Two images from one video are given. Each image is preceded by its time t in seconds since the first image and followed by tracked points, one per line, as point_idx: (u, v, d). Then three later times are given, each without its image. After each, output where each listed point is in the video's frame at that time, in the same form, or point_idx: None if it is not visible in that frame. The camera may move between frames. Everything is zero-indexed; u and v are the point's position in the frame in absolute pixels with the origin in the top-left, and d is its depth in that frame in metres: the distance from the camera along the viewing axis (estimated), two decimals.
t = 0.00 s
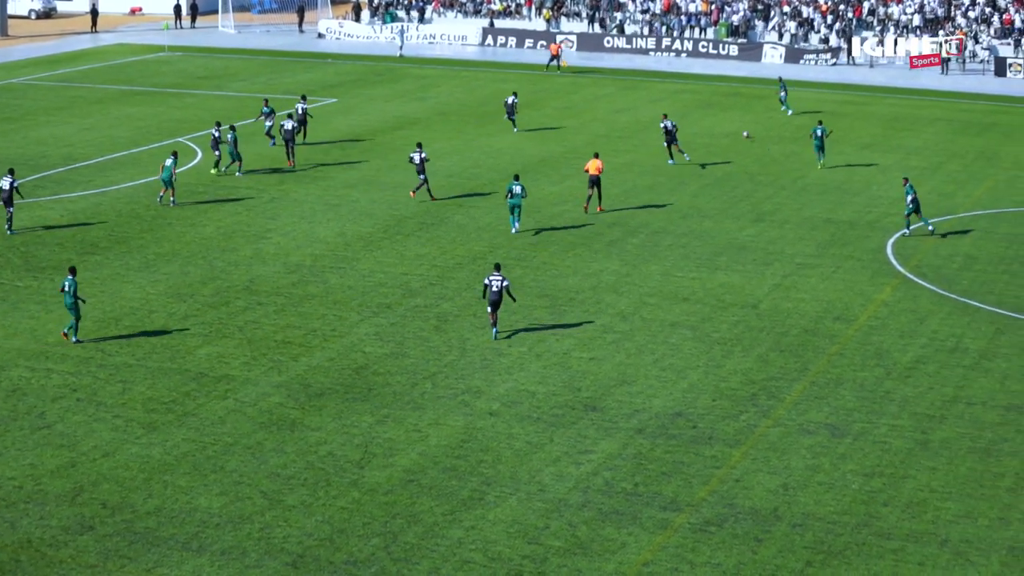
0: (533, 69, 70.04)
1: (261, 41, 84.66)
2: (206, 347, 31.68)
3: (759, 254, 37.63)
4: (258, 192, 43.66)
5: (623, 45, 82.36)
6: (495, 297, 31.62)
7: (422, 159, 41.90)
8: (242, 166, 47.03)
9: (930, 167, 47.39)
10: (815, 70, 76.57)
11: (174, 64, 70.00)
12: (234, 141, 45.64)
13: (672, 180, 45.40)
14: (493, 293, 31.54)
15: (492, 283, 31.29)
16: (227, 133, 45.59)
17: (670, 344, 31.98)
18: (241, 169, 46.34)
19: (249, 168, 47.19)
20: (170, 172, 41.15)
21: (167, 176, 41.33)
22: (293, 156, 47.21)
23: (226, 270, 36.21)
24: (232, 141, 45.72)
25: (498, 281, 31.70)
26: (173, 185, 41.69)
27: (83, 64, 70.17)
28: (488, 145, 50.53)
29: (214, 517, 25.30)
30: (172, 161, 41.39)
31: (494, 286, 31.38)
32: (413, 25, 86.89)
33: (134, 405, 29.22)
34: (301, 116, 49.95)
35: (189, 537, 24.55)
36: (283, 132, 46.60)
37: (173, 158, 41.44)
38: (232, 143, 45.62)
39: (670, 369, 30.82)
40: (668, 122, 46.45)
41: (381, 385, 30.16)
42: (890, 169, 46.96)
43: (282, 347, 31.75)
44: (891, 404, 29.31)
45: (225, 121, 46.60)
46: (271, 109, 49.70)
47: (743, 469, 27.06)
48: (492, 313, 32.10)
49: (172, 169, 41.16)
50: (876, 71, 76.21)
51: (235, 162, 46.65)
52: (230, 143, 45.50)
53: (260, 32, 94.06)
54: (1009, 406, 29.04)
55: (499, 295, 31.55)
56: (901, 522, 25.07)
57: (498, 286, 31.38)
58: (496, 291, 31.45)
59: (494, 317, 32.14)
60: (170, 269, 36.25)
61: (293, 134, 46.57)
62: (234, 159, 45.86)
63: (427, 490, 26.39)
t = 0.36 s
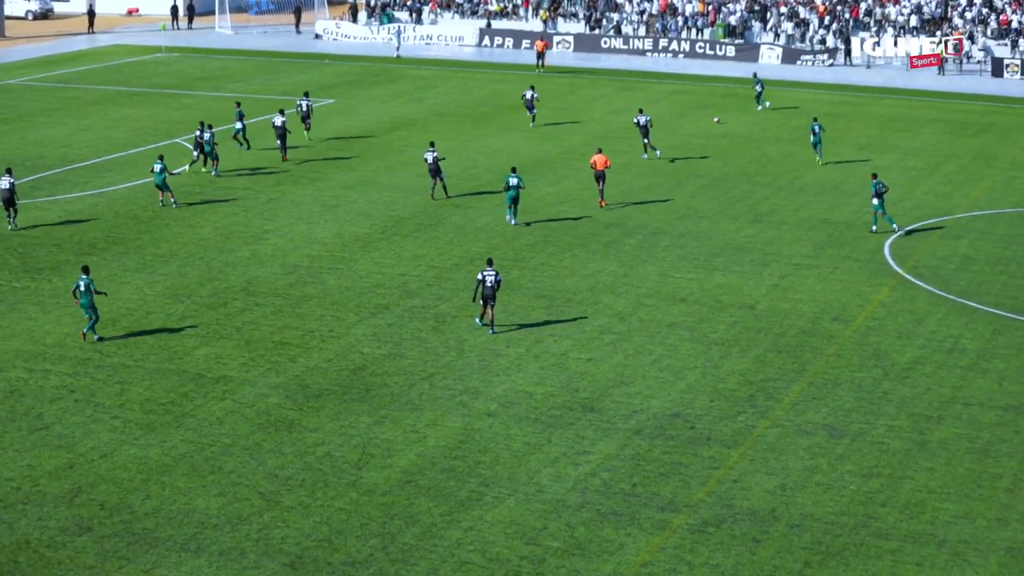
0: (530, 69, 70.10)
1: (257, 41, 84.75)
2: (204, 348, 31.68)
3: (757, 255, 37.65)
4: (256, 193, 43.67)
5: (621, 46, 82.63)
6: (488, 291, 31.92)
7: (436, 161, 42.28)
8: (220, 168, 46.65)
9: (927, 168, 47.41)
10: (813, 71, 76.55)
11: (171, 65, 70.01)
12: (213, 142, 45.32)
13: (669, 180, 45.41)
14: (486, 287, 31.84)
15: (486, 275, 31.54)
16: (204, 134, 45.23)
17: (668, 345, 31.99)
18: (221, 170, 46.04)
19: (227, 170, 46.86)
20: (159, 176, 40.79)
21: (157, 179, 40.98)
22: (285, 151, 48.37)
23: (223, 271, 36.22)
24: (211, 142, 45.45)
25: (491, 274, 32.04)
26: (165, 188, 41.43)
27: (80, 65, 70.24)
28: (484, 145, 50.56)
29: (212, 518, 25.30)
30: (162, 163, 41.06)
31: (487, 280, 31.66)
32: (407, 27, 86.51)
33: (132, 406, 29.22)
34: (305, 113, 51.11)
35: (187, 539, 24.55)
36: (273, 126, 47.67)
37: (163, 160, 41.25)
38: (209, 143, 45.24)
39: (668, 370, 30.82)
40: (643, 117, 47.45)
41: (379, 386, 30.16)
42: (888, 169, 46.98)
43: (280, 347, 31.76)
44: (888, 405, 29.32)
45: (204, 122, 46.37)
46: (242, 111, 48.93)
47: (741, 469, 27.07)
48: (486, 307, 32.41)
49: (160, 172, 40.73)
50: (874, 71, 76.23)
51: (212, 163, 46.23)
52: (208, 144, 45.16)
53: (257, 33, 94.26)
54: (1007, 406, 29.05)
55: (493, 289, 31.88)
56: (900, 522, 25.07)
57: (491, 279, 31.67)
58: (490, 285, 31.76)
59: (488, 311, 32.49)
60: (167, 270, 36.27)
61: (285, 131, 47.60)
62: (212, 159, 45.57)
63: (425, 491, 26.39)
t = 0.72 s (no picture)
0: (533, 70, 70.12)
1: (261, 43, 84.76)
2: (206, 349, 31.68)
3: (759, 256, 37.65)
4: (258, 194, 43.66)
5: (623, 48, 82.49)
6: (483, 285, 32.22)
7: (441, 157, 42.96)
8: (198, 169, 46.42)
9: (930, 168, 47.41)
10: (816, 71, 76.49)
11: (174, 66, 70.05)
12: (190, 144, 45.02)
13: (671, 181, 45.40)
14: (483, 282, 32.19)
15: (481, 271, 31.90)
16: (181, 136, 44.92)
17: (670, 346, 31.99)
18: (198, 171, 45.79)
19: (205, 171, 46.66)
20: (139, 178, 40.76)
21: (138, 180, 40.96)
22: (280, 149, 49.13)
23: (226, 272, 36.22)
24: (188, 143, 45.14)
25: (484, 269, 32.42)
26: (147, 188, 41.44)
27: (83, 65, 70.28)
28: (487, 145, 50.58)
29: (214, 519, 25.31)
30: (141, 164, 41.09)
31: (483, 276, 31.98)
32: (412, 27, 86.96)
33: (134, 407, 29.23)
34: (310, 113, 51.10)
35: (190, 539, 24.55)
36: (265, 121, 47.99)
37: (142, 160, 41.39)
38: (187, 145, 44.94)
39: (670, 371, 30.82)
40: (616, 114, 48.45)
41: (381, 387, 30.16)
42: (891, 170, 46.99)
43: (282, 348, 31.76)
44: (891, 406, 29.32)
45: (182, 123, 46.01)
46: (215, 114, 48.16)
47: (744, 470, 27.06)
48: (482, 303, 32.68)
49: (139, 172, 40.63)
50: (876, 72, 76.21)
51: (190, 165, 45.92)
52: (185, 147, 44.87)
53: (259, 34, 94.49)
54: (1009, 408, 29.04)
55: (488, 282, 32.21)
56: (902, 523, 25.07)
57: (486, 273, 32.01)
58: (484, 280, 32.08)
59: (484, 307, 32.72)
60: (170, 271, 36.27)
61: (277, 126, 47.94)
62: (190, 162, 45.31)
63: (428, 492, 26.40)
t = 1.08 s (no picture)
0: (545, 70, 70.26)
1: (273, 42, 85.04)
2: (218, 348, 31.70)
3: (770, 256, 37.66)
4: (270, 193, 43.70)
5: (634, 47, 83.62)
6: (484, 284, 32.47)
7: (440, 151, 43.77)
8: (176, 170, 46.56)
9: (941, 169, 47.40)
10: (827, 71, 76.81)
11: (186, 66, 70.21)
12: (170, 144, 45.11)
13: (682, 181, 45.41)
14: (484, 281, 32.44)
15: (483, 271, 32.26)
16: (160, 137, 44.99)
17: (681, 346, 31.99)
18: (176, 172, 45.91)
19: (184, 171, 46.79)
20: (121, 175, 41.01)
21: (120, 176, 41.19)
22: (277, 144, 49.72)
23: (237, 271, 36.25)
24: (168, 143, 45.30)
25: (485, 264, 32.80)
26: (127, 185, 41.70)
27: (94, 65, 70.39)
28: (498, 145, 50.60)
29: (226, 518, 25.31)
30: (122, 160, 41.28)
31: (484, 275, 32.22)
32: (425, 27, 89.19)
33: (145, 406, 29.23)
34: (316, 108, 51.94)
35: (201, 539, 24.55)
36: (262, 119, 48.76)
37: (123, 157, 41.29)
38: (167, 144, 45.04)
39: (682, 371, 30.83)
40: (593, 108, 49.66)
41: (393, 387, 30.16)
42: (903, 171, 46.96)
43: (294, 348, 31.78)
44: (902, 406, 29.31)
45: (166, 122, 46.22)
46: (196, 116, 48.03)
47: (755, 471, 27.06)
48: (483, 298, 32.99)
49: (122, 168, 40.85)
50: (886, 72, 76.51)
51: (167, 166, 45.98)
52: (164, 146, 44.96)
53: (270, 35, 95.01)
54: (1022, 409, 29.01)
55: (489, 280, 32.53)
56: (913, 524, 25.05)
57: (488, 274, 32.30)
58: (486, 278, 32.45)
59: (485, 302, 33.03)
60: (181, 270, 36.30)
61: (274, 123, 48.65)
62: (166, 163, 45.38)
63: (439, 492, 26.40)
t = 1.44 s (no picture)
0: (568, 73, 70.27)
1: (297, 45, 85.01)
2: (241, 350, 31.72)
3: (794, 260, 37.64)
4: (293, 195, 43.69)
5: (658, 50, 82.83)
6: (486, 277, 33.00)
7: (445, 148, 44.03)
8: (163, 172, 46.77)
9: (964, 173, 47.31)
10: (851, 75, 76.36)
11: (209, 68, 70.23)
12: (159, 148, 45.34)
13: (705, 184, 45.37)
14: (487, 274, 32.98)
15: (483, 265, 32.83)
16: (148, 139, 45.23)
17: (705, 349, 31.97)
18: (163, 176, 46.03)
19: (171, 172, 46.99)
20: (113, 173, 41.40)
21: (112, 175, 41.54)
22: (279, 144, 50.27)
23: (260, 273, 36.27)
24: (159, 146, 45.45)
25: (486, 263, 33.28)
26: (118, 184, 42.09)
27: (117, 67, 70.49)
28: (521, 148, 50.59)
29: (249, 520, 25.33)
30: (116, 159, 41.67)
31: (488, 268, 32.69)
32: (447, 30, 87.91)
33: (169, 408, 29.26)
34: (329, 108, 52.30)
35: (224, 541, 24.57)
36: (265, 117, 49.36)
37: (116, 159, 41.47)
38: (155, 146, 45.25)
39: (705, 374, 30.81)
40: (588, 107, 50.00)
41: (416, 390, 30.15)
42: (925, 175, 46.90)
43: (317, 350, 31.80)
44: (925, 410, 29.28)
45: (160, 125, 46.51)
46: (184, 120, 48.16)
47: (778, 475, 27.04)
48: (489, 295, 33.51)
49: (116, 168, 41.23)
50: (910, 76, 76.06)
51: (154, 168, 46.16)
52: (152, 149, 45.17)
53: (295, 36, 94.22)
54: None
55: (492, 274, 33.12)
56: (936, 528, 25.03)
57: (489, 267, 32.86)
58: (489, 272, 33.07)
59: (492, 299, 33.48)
60: (204, 272, 36.34)
61: (277, 120, 49.18)
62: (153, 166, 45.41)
63: (462, 495, 26.39)
